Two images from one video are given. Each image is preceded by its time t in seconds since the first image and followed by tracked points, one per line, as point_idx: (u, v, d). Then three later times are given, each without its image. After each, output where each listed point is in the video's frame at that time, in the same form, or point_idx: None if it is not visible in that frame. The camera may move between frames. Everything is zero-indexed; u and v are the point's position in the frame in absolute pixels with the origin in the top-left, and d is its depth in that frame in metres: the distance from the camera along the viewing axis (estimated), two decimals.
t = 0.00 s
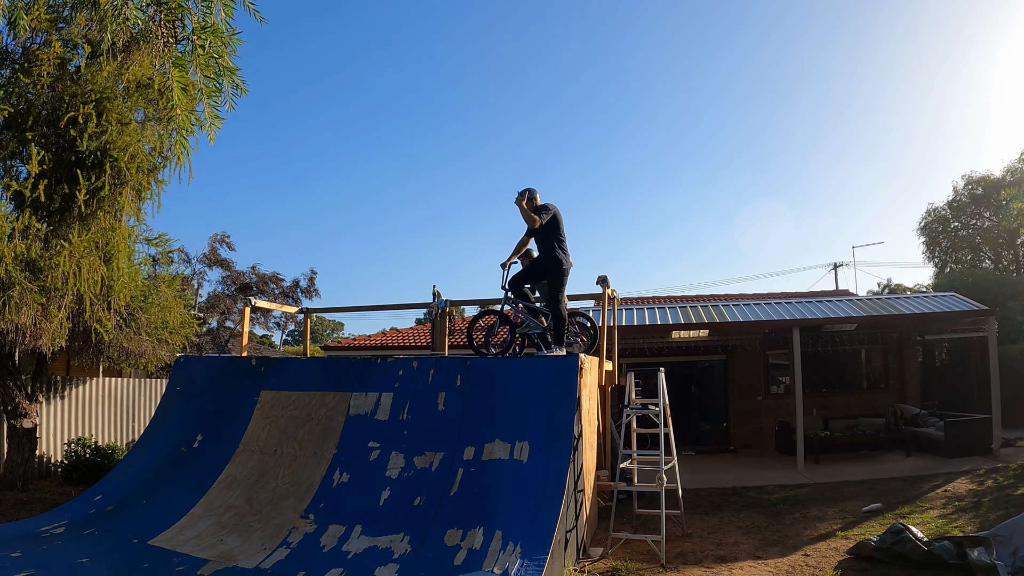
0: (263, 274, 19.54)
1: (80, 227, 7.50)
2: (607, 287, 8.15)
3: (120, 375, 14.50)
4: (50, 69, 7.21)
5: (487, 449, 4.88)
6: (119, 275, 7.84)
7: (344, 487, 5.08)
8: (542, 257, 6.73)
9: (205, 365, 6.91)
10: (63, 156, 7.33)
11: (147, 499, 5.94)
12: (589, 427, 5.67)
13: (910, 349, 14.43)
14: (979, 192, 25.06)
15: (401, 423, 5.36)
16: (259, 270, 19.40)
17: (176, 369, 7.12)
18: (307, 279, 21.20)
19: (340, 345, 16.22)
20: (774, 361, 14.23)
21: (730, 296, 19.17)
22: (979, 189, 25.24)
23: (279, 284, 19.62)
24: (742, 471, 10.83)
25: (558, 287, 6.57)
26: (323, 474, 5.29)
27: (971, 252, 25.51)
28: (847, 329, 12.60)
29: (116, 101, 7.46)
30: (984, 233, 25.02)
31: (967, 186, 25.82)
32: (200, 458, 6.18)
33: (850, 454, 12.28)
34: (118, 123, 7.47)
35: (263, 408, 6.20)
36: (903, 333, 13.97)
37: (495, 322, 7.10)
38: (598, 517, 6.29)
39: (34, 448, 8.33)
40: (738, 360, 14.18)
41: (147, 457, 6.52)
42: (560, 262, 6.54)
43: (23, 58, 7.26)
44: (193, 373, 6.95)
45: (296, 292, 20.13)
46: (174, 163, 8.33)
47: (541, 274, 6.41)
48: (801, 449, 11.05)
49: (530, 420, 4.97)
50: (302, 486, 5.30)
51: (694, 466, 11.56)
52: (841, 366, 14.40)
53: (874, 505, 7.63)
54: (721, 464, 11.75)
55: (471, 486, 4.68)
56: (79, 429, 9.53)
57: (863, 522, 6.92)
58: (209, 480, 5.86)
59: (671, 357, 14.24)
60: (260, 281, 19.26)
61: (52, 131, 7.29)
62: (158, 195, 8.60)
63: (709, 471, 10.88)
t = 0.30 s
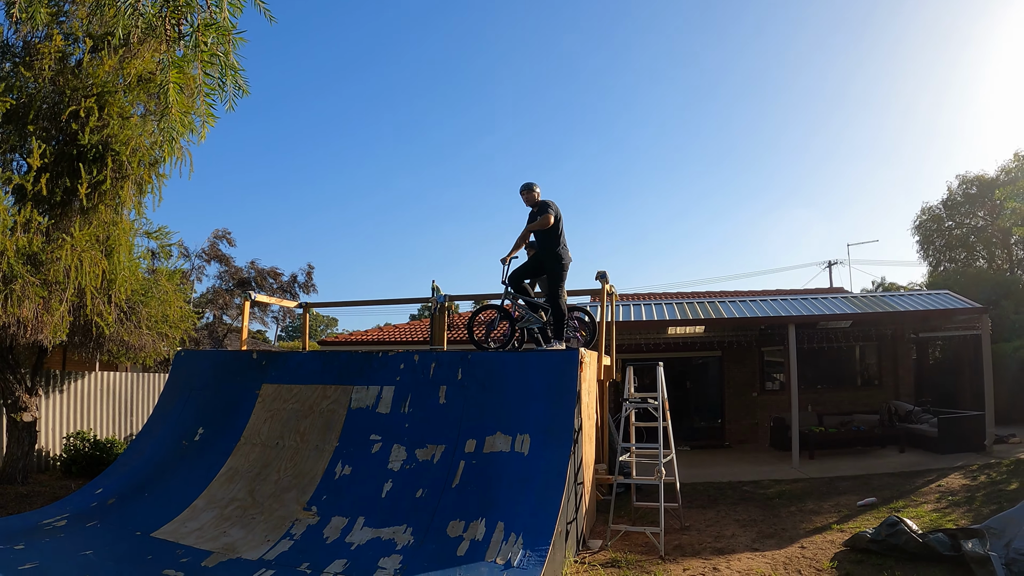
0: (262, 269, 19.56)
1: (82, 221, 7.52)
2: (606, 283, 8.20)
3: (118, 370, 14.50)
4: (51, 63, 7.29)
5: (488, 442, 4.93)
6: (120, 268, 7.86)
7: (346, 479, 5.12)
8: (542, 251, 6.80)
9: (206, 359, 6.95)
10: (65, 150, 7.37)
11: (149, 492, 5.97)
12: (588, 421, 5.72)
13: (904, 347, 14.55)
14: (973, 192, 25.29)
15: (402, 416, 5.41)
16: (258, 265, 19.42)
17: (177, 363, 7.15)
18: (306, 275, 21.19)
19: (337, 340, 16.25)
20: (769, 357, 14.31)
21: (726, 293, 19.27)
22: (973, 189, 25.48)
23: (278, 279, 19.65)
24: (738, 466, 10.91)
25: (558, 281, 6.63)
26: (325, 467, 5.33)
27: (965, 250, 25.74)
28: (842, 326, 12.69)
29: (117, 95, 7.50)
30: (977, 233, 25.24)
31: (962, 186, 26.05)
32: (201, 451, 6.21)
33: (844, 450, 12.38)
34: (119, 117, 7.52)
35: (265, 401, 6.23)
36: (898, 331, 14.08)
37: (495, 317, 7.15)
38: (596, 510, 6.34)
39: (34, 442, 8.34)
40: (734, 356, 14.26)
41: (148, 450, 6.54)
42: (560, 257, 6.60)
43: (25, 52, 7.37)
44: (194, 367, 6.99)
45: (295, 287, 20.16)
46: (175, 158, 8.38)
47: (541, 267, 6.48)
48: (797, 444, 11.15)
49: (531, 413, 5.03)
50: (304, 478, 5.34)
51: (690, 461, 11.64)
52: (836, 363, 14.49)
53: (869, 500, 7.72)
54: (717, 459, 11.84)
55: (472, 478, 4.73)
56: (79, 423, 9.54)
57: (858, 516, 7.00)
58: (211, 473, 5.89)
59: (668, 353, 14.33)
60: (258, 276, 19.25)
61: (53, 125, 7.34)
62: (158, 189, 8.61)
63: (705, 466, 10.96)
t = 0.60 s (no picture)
0: (264, 264, 19.55)
1: (87, 214, 7.56)
2: (611, 280, 8.22)
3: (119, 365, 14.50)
4: (57, 57, 7.36)
5: (497, 437, 4.96)
6: (126, 262, 7.89)
7: (355, 474, 5.15)
8: (550, 249, 6.85)
9: (210, 353, 6.97)
10: (71, 143, 7.41)
11: (156, 486, 5.97)
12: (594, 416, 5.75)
13: (903, 345, 14.62)
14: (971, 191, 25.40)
15: (410, 411, 5.44)
16: (260, 260, 19.40)
17: (182, 357, 7.18)
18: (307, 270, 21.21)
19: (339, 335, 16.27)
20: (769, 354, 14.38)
21: (725, 291, 19.33)
22: (971, 188, 25.60)
23: (280, 274, 19.64)
24: (739, 462, 10.98)
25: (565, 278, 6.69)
26: (334, 461, 5.35)
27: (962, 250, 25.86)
28: (842, 323, 12.75)
29: (122, 89, 7.55)
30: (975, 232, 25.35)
31: (960, 186, 26.17)
32: (208, 445, 6.23)
33: (843, 447, 12.45)
34: (125, 111, 7.56)
35: (272, 396, 6.26)
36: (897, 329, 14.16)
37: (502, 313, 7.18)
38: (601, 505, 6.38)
39: (37, 436, 8.35)
40: (733, 352, 14.35)
41: (154, 445, 6.55)
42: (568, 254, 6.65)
43: (30, 44, 7.42)
44: (200, 361, 7.01)
45: (296, 282, 20.16)
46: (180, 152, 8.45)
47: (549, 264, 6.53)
48: (797, 441, 11.21)
49: (539, 407, 5.06)
50: (313, 472, 5.37)
51: (690, 457, 11.70)
52: (836, 361, 14.58)
53: (870, 496, 7.77)
54: (717, 456, 11.89)
55: (481, 472, 4.77)
56: (81, 418, 9.54)
57: (859, 511, 7.06)
58: (219, 467, 5.91)
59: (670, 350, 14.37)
60: (260, 272, 19.26)
61: (59, 118, 7.39)
62: (164, 183, 8.66)
63: (705, 462, 11.02)
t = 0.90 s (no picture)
0: (265, 259, 19.54)
1: (92, 209, 7.59)
2: (614, 278, 8.24)
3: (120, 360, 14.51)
4: (62, 51, 7.42)
5: (501, 433, 5.00)
6: (130, 257, 7.93)
7: (360, 469, 5.18)
8: (554, 247, 6.85)
9: (214, 348, 6.99)
10: (75, 138, 7.43)
11: (160, 481, 5.99)
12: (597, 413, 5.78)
13: (902, 344, 14.66)
14: (970, 192, 25.45)
15: (415, 406, 5.47)
16: (261, 255, 19.39)
17: (186, 352, 7.20)
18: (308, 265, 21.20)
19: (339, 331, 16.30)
20: (769, 353, 14.43)
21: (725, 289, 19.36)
22: (971, 189, 25.63)
23: (282, 269, 19.63)
24: (738, 460, 11.03)
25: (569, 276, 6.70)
26: (339, 457, 5.38)
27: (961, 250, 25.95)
28: (842, 323, 12.78)
29: (127, 84, 7.62)
30: (975, 232, 25.42)
31: (959, 186, 26.22)
32: (212, 440, 6.26)
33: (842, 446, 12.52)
34: (129, 106, 7.62)
35: (276, 391, 6.28)
36: (896, 329, 14.20)
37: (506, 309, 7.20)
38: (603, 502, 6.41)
39: (40, 430, 8.37)
40: (734, 351, 14.37)
41: (158, 439, 6.57)
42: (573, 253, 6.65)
43: (35, 37, 7.47)
44: (204, 356, 7.03)
45: (298, 277, 20.16)
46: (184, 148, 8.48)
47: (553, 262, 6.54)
48: (796, 439, 11.26)
49: (544, 404, 5.10)
50: (318, 468, 5.39)
51: (690, 454, 11.75)
52: (834, 359, 14.65)
53: (869, 494, 7.83)
54: (717, 453, 11.94)
55: (487, 468, 4.80)
56: (83, 412, 9.56)
57: (858, 509, 7.11)
58: (223, 461, 5.93)
59: (670, 347, 14.41)
60: (262, 266, 19.26)
61: (65, 113, 7.42)
62: (169, 178, 8.70)
63: (705, 460, 11.07)
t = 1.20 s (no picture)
0: (266, 254, 19.58)
1: (96, 203, 7.68)
2: (613, 277, 8.29)
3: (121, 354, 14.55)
4: (67, 45, 7.45)
5: (501, 428, 5.06)
6: (133, 251, 7.98)
7: (361, 463, 5.24)
8: (554, 245, 6.89)
9: (217, 342, 7.05)
10: (79, 132, 7.53)
11: (162, 474, 6.04)
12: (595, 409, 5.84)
13: (899, 345, 14.73)
14: (969, 195, 25.50)
15: (416, 402, 5.53)
16: (262, 250, 19.43)
17: (188, 346, 7.25)
18: (309, 261, 21.25)
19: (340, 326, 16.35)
20: (767, 352, 14.50)
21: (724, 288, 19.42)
22: (970, 192, 25.66)
23: (283, 265, 19.67)
24: (735, 458, 11.10)
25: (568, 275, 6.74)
26: (340, 451, 5.44)
27: (960, 252, 26.07)
28: (839, 323, 12.84)
29: (132, 79, 7.71)
30: (973, 235, 25.50)
31: (959, 188, 26.27)
32: (213, 433, 6.31)
33: (838, 446, 12.60)
34: (134, 101, 7.71)
35: (277, 385, 6.34)
36: (893, 330, 14.28)
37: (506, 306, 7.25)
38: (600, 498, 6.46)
39: (41, 423, 8.40)
40: (732, 350, 14.43)
41: (160, 432, 6.63)
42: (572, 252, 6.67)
43: (38, 31, 7.51)
44: (207, 350, 7.09)
45: (299, 273, 20.20)
46: (187, 143, 8.61)
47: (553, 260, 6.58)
48: (792, 438, 11.33)
49: (543, 400, 5.16)
50: (319, 462, 5.45)
51: (687, 453, 11.83)
52: (831, 360, 14.74)
53: (864, 493, 7.90)
54: (714, 452, 12.02)
55: (487, 463, 4.86)
56: (84, 405, 9.60)
57: (853, 508, 7.18)
58: (225, 455, 5.98)
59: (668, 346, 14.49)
60: (263, 261, 19.32)
61: (70, 107, 7.51)
62: (173, 173, 8.76)
63: (703, 458, 11.14)
